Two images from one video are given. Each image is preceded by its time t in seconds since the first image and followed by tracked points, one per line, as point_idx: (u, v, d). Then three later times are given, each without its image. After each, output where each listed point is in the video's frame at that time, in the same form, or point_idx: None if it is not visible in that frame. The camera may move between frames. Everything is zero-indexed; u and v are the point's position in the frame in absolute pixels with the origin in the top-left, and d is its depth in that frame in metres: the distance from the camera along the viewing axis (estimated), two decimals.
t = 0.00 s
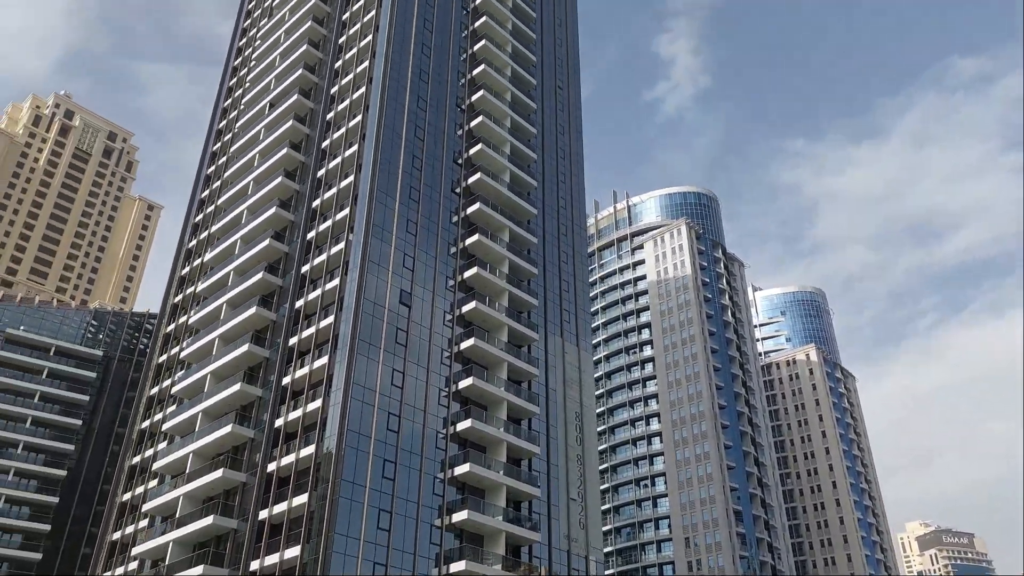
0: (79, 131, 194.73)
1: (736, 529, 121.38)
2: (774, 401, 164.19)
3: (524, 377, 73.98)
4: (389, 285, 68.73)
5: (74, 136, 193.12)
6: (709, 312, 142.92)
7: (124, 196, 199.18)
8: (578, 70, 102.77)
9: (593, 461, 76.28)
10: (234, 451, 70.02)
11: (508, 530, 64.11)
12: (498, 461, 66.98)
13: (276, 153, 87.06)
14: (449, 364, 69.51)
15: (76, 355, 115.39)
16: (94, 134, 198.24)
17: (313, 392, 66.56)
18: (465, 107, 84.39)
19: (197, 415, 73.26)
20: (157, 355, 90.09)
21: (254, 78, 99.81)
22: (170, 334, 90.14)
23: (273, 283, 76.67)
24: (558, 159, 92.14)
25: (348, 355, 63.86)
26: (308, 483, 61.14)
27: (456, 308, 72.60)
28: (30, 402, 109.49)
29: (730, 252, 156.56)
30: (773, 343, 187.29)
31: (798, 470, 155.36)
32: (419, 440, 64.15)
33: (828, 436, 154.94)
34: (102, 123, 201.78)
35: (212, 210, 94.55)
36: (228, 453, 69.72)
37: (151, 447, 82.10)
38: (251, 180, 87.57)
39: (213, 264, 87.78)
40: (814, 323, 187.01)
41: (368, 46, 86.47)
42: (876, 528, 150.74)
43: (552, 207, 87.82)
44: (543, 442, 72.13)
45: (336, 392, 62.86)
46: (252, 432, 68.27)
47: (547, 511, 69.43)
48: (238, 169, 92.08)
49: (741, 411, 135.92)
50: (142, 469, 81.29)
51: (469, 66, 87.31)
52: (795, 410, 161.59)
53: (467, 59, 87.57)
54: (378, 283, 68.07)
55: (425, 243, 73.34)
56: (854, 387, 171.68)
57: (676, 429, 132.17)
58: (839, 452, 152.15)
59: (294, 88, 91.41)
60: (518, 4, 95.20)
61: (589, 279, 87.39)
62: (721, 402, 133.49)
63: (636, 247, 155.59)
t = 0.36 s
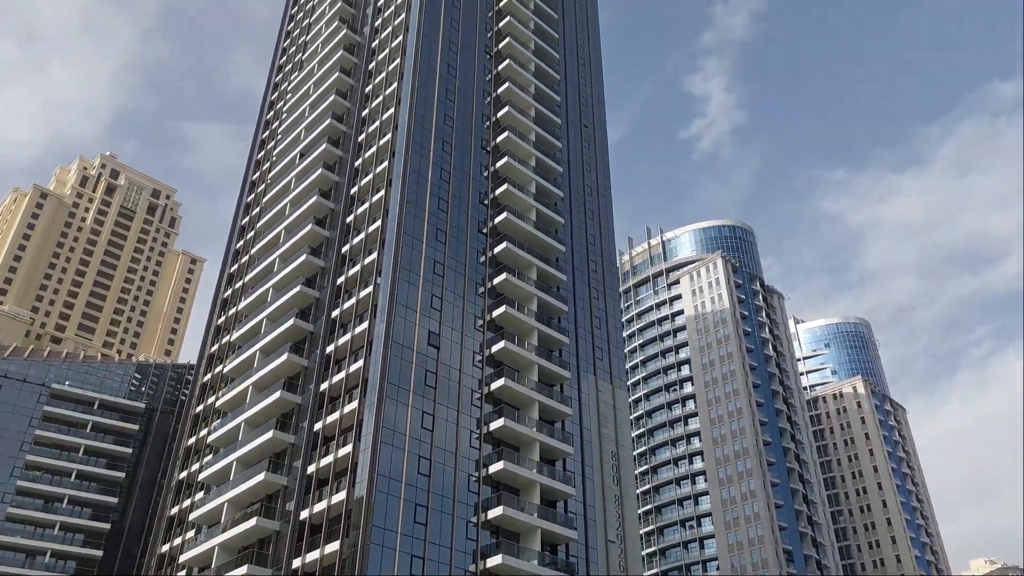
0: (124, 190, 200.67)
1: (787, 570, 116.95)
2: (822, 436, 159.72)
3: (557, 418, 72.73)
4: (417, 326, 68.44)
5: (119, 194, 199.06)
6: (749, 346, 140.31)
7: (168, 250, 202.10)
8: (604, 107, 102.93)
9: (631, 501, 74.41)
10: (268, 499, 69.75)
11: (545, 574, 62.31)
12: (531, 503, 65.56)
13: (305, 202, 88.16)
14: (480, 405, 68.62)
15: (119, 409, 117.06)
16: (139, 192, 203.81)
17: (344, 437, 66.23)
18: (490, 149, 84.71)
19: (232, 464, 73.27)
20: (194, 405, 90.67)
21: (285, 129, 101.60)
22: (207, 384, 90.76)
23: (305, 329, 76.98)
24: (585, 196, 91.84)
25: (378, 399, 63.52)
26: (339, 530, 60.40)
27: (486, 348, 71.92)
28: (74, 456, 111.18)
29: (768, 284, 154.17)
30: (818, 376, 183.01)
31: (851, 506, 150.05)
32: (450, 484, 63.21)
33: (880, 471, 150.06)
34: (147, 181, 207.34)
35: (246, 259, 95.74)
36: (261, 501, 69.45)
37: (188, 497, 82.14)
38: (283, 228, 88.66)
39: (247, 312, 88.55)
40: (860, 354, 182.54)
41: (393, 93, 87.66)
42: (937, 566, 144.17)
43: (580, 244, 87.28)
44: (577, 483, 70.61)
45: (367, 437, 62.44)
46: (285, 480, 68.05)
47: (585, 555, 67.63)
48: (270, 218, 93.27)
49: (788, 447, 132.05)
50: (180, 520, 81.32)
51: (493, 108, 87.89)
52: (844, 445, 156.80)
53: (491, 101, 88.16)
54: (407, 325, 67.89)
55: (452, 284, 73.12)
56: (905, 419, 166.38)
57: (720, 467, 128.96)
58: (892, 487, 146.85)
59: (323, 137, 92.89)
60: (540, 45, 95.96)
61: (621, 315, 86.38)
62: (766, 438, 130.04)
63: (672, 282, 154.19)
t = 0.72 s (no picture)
0: (168, 243, 204.40)
1: None
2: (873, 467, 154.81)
3: (590, 454, 71.27)
4: (446, 365, 68.04)
5: (163, 247, 203.02)
6: (791, 376, 137.27)
7: (211, 299, 205.12)
8: (630, 140, 102.65)
9: (670, 537, 72.37)
10: (303, 543, 69.25)
11: None
12: (567, 542, 64.12)
13: (335, 245, 88.92)
14: (511, 443, 67.70)
15: (161, 457, 117.93)
16: (182, 244, 207.33)
17: (375, 479, 65.74)
18: (515, 185, 84.83)
19: (266, 509, 73.08)
20: (230, 451, 90.84)
21: (316, 174, 102.97)
22: (243, 430, 91.06)
23: (336, 372, 77.04)
24: (614, 229, 91.27)
25: (407, 439, 63.06)
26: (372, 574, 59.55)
27: (516, 385, 71.08)
28: (119, 506, 112.36)
29: (809, 312, 151.36)
30: (866, 405, 178.17)
31: (906, 539, 144.03)
32: (483, 524, 62.16)
33: (936, 502, 144.29)
34: (189, 233, 211.45)
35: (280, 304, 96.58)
36: (295, 547, 69.01)
37: (226, 544, 81.93)
38: (314, 272, 89.39)
39: (281, 356, 89.04)
40: (908, 381, 177.53)
41: (418, 135, 88.50)
42: None
43: (610, 277, 86.45)
44: (614, 521, 68.93)
45: (397, 478, 61.84)
46: (318, 524, 67.59)
47: None
48: (303, 262, 94.20)
49: (836, 479, 128.05)
50: (217, 568, 81.07)
51: (518, 145, 88.20)
52: (897, 474, 151.88)
53: (515, 139, 88.49)
54: (435, 364, 67.55)
55: (480, 321, 72.74)
56: (960, 447, 160.57)
57: (767, 501, 125.42)
58: (949, 518, 141.04)
59: (352, 181, 93.94)
60: (563, 81, 96.40)
61: (655, 348, 85.07)
62: (813, 470, 126.39)
63: (710, 313, 152.13)
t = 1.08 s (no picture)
0: (204, 286, 207.91)
1: None
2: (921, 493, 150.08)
3: (621, 485, 69.96)
4: (471, 398, 67.57)
5: (200, 290, 206.45)
6: (831, 401, 134.40)
7: (248, 340, 207.14)
8: (654, 167, 102.27)
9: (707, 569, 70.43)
10: None
11: None
12: None
13: (361, 281, 89.36)
14: (539, 475, 66.74)
15: (200, 499, 118.24)
16: (218, 286, 210.62)
17: (403, 515, 65.24)
18: (538, 216, 84.83)
19: (297, 548, 72.71)
20: (263, 490, 90.70)
21: (342, 212, 104.01)
22: (275, 469, 91.01)
23: (363, 407, 76.95)
24: (640, 257, 90.65)
25: (434, 474, 62.56)
26: None
27: (543, 416, 70.29)
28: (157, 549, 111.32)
29: (846, 335, 148.61)
30: (910, 429, 173.59)
31: (958, 567, 138.03)
32: (512, 558, 61.10)
33: (988, 528, 138.69)
34: (226, 276, 214.55)
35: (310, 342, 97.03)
36: None
37: None
38: (341, 309, 89.81)
39: (311, 394, 89.19)
40: (953, 403, 172.79)
41: (440, 170, 89.16)
42: None
43: (637, 305, 85.61)
44: (647, 553, 67.35)
45: (424, 513, 61.18)
46: (348, 562, 66.96)
47: None
48: (331, 299, 94.76)
49: (881, 505, 124.15)
50: None
51: (539, 176, 88.30)
52: (946, 501, 146.94)
53: (536, 170, 88.64)
54: (460, 396, 67.10)
55: (505, 353, 72.28)
56: (1010, 471, 155.27)
57: (810, 531, 121.93)
58: (1003, 544, 135.50)
59: (377, 217, 94.61)
60: (583, 111, 96.68)
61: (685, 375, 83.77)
62: (856, 497, 122.82)
63: (744, 339, 150.09)
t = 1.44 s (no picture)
0: (228, 325, 209.15)
1: None
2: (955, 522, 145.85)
3: (640, 518, 68.54)
4: (484, 432, 66.78)
5: (223, 330, 207.72)
6: (858, 429, 131.80)
7: (271, 378, 207.67)
8: (667, 196, 101.85)
9: None
10: None
11: None
12: None
13: (375, 317, 89.23)
14: (555, 509, 65.57)
15: (222, 540, 118.57)
16: (241, 326, 211.71)
17: (418, 553, 64.25)
18: (550, 247, 84.53)
19: None
20: (281, 530, 89.88)
21: (357, 249, 104.36)
22: (293, 508, 90.25)
23: (377, 444, 76.35)
24: (655, 286, 89.88)
25: (447, 510, 61.62)
26: None
27: (558, 449, 69.30)
28: None
29: (871, 361, 146.18)
30: (942, 456, 169.63)
31: None
32: None
33: None
34: (249, 315, 215.59)
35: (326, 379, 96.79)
36: None
37: None
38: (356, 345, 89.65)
39: (328, 431, 88.71)
40: (985, 429, 168.90)
41: (452, 204, 89.33)
42: None
43: (652, 335, 84.67)
44: None
45: (438, 550, 60.15)
46: None
47: None
48: (346, 336, 94.69)
49: (913, 535, 120.71)
50: None
51: (551, 207, 88.18)
52: (982, 530, 142.47)
53: (548, 201, 88.57)
54: (472, 430, 66.32)
55: (518, 385, 71.52)
56: None
57: (841, 563, 118.54)
58: None
59: (390, 252, 94.68)
60: (594, 142, 96.72)
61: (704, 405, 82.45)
62: (887, 527, 119.60)
63: (767, 367, 148.04)
